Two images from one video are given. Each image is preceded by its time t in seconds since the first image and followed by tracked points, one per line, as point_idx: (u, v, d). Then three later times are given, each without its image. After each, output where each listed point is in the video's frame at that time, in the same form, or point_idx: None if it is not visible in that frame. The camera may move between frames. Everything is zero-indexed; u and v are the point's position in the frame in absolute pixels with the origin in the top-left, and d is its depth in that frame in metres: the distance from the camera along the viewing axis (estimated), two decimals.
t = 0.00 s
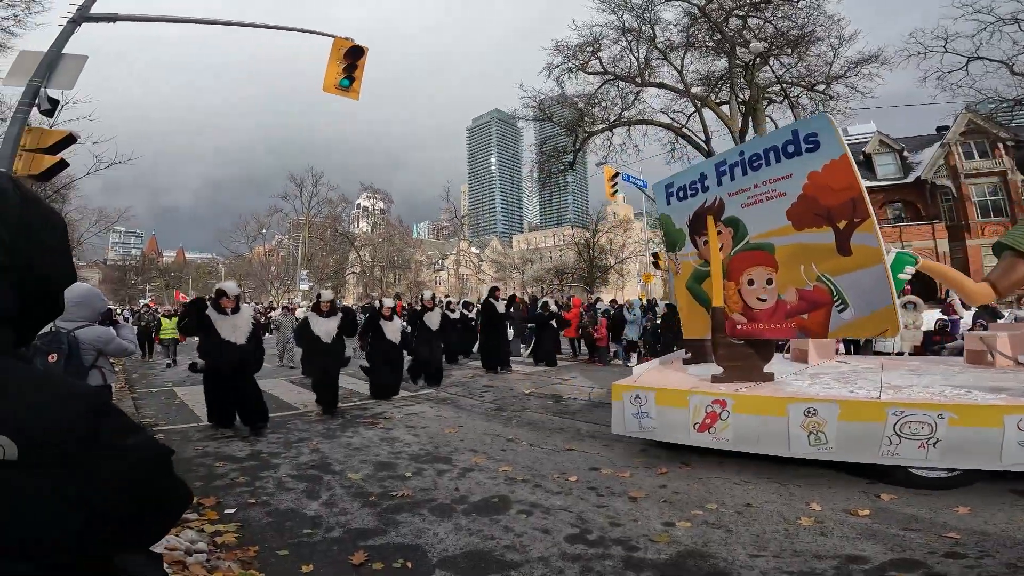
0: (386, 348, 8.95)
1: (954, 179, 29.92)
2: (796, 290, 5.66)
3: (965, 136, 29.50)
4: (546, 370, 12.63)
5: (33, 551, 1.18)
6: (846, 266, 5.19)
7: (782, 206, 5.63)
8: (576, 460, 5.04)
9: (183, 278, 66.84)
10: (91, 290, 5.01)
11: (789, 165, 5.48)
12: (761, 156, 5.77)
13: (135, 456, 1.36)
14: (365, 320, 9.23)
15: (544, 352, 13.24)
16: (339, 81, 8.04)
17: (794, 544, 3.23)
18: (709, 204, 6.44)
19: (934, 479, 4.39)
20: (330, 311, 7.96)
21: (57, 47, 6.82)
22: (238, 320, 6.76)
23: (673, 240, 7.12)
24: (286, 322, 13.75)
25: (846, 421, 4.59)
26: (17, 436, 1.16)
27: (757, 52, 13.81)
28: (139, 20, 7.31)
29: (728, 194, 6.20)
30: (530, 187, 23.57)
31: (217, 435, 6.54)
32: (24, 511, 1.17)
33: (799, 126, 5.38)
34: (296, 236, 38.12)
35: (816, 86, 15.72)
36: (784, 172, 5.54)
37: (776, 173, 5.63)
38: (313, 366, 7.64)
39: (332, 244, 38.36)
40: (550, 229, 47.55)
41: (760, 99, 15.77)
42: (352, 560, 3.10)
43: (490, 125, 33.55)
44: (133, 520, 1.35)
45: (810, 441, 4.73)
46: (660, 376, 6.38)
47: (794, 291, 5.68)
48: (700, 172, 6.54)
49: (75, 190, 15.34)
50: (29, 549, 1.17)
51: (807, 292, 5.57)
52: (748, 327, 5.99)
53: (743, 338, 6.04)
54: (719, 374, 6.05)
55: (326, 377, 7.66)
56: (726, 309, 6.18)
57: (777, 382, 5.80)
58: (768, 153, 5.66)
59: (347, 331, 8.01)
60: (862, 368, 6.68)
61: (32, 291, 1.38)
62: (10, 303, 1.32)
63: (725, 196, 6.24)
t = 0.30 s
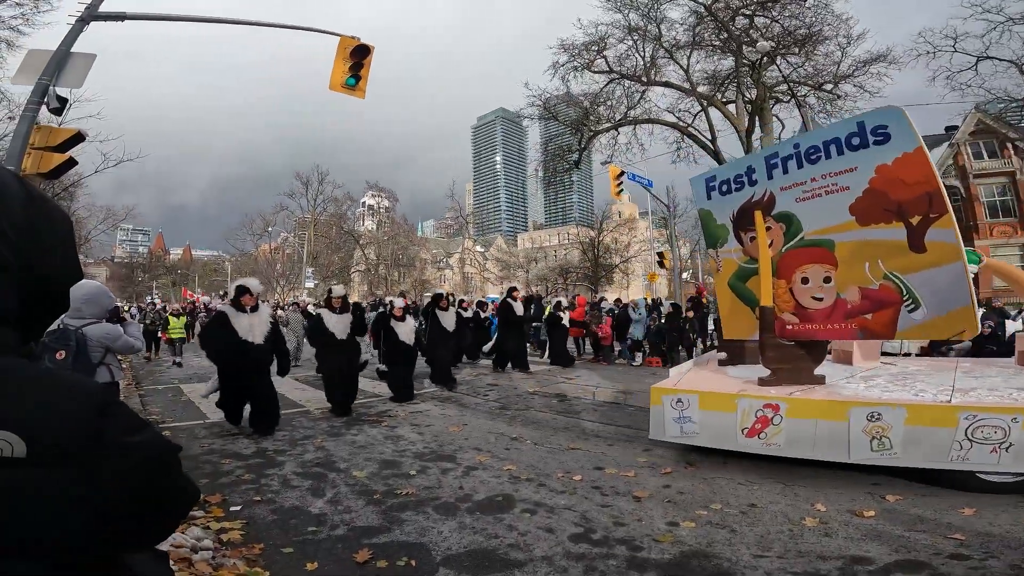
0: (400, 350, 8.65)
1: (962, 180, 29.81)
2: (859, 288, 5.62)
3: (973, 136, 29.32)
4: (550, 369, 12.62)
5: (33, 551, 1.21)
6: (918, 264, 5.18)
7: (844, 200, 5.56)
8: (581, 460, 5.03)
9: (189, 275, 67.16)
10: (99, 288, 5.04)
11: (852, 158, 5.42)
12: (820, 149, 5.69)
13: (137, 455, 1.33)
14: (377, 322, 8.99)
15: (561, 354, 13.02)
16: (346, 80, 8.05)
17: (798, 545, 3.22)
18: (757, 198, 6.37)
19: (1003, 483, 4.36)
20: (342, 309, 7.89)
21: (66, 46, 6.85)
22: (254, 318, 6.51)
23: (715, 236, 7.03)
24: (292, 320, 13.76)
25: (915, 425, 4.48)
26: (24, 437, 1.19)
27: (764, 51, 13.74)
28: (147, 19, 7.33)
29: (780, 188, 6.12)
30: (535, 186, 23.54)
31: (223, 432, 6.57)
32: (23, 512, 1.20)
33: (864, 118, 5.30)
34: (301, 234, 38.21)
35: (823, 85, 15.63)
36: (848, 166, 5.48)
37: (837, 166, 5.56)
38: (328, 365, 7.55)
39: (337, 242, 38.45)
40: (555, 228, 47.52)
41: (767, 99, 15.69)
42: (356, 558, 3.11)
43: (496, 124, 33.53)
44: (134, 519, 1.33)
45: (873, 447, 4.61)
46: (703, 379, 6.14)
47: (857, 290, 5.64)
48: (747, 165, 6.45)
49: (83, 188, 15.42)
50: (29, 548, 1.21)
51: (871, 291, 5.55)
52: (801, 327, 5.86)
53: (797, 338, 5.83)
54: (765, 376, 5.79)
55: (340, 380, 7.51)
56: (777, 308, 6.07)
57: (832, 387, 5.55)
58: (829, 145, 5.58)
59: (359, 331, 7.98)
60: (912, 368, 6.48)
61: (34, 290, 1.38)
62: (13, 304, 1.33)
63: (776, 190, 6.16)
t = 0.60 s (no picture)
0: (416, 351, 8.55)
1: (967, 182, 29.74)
2: (921, 287, 5.66)
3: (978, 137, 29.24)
4: (552, 369, 12.63)
5: (33, 550, 1.20)
6: (989, 263, 5.26)
7: (908, 194, 5.63)
8: (582, 459, 5.05)
9: (193, 274, 67.40)
10: (103, 287, 5.05)
11: (917, 152, 5.51)
12: (881, 143, 5.77)
13: (140, 456, 1.34)
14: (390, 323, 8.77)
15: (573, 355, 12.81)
16: (349, 79, 8.06)
17: (799, 545, 3.23)
18: (808, 193, 6.36)
19: None
20: (356, 309, 7.38)
21: (70, 44, 6.87)
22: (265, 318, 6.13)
23: (759, 232, 6.88)
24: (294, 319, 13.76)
25: (981, 430, 4.51)
26: (41, 437, 1.21)
27: (767, 52, 13.69)
28: (151, 18, 7.34)
29: (833, 183, 6.14)
30: (537, 187, 23.51)
31: (225, 431, 6.58)
32: (22, 513, 1.19)
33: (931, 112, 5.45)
34: (303, 233, 38.24)
35: (827, 85, 15.58)
36: (912, 160, 5.57)
37: (900, 160, 5.64)
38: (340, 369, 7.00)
39: (339, 241, 38.49)
40: (556, 228, 47.49)
41: (770, 99, 15.65)
42: (358, 557, 3.11)
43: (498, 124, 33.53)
44: (136, 518, 1.34)
45: (936, 451, 4.63)
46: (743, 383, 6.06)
47: (920, 290, 5.66)
48: (795, 158, 6.45)
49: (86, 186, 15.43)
50: (28, 549, 1.19)
51: (936, 290, 5.58)
52: (861, 327, 5.84)
53: (850, 339, 5.85)
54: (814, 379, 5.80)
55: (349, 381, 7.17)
56: (831, 307, 6.03)
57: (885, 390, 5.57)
58: (892, 139, 5.67)
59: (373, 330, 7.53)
60: (962, 371, 6.51)
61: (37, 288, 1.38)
62: (15, 304, 1.33)
63: (829, 184, 6.17)
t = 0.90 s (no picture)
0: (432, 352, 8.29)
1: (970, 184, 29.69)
2: (986, 285, 5.68)
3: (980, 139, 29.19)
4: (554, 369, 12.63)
5: (33, 551, 1.21)
6: None
7: (973, 190, 5.65)
8: (584, 459, 5.05)
9: (195, 273, 67.52)
10: (105, 286, 5.05)
11: (985, 147, 5.55)
12: (943, 139, 5.76)
13: (139, 455, 1.31)
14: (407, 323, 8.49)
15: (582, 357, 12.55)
16: (352, 79, 8.07)
17: (801, 545, 3.23)
18: (861, 188, 6.28)
19: None
20: (370, 307, 7.28)
21: (74, 43, 6.87)
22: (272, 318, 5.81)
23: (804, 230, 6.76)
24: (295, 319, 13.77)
25: None
26: (53, 436, 1.21)
27: (770, 51, 13.67)
28: (155, 17, 7.35)
29: (890, 179, 6.09)
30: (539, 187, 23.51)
31: (227, 430, 6.58)
32: (21, 513, 1.19)
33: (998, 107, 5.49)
34: (305, 233, 38.26)
35: (830, 86, 15.56)
36: (979, 155, 5.60)
37: (964, 156, 5.66)
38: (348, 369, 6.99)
39: (341, 240, 38.52)
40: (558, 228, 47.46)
41: (772, 99, 15.62)
42: (359, 557, 3.11)
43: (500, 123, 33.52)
44: (138, 519, 1.33)
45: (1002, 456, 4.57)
46: (785, 387, 5.93)
47: (987, 290, 5.67)
48: (847, 153, 6.38)
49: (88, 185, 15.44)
50: (29, 549, 1.21)
51: (1002, 289, 5.61)
52: (921, 327, 5.75)
53: (906, 340, 5.74)
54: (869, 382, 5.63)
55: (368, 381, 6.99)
56: (889, 307, 5.96)
57: (937, 392, 5.53)
58: (956, 133, 5.66)
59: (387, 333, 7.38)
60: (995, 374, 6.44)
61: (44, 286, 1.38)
62: (20, 299, 1.32)
63: (886, 179, 6.12)
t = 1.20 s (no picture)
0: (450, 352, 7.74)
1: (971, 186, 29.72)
2: None
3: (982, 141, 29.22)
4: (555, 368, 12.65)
5: (34, 551, 1.20)
6: None
7: None
8: (586, 459, 5.04)
9: (195, 272, 67.50)
10: (109, 286, 5.04)
11: None
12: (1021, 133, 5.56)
13: (141, 454, 1.30)
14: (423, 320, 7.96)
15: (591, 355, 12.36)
16: (355, 78, 8.06)
17: (805, 546, 3.22)
18: (927, 183, 6.05)
19: None
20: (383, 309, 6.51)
21: (77, 41, 6.86)
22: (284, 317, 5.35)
23: (862, 226, 6.49)
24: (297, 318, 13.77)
25: None
26: (63, 436, 1.21)
27: (771, 52, 13.68)
28: (158, 15, 7.33)
29: (961, 173, 5.87)
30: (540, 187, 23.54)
31: (228, 429, 6.58)
32: (23, 512, 1.18)
33: None
34: (305, 232, 38.27)
35: (831, 87, 15.57)
36: None
37: None
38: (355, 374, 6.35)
39: (341, 239, 38.55)
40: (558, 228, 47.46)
41: (774, 99, 15.65)
42: (361, 556, 3.10)
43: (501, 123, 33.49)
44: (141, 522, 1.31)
45: None
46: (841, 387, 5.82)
47: None
48: (914, 147, 6.14)
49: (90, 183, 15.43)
50: (29, 549, 1.20)
51: None
52: (991, 328, 5.63)
53: (974, 342, 5.65)
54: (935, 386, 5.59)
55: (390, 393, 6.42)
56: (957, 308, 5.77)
57: (1007, 395, 5.47)
58: None
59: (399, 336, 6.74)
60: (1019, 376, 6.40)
61: (59, 285, 1.38)
62: (40, 294, 1.32)
63: (955, 174, 5.89)
